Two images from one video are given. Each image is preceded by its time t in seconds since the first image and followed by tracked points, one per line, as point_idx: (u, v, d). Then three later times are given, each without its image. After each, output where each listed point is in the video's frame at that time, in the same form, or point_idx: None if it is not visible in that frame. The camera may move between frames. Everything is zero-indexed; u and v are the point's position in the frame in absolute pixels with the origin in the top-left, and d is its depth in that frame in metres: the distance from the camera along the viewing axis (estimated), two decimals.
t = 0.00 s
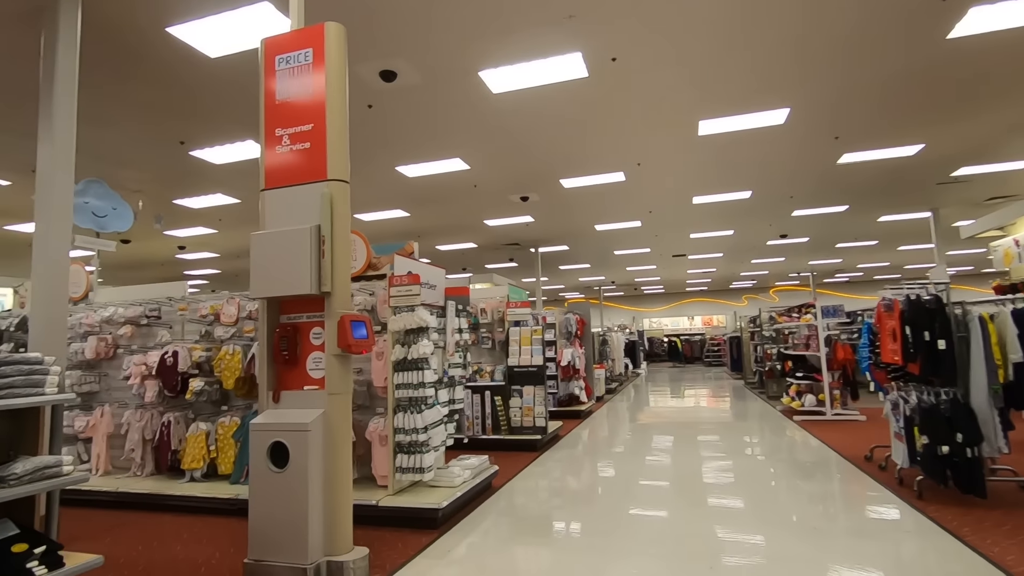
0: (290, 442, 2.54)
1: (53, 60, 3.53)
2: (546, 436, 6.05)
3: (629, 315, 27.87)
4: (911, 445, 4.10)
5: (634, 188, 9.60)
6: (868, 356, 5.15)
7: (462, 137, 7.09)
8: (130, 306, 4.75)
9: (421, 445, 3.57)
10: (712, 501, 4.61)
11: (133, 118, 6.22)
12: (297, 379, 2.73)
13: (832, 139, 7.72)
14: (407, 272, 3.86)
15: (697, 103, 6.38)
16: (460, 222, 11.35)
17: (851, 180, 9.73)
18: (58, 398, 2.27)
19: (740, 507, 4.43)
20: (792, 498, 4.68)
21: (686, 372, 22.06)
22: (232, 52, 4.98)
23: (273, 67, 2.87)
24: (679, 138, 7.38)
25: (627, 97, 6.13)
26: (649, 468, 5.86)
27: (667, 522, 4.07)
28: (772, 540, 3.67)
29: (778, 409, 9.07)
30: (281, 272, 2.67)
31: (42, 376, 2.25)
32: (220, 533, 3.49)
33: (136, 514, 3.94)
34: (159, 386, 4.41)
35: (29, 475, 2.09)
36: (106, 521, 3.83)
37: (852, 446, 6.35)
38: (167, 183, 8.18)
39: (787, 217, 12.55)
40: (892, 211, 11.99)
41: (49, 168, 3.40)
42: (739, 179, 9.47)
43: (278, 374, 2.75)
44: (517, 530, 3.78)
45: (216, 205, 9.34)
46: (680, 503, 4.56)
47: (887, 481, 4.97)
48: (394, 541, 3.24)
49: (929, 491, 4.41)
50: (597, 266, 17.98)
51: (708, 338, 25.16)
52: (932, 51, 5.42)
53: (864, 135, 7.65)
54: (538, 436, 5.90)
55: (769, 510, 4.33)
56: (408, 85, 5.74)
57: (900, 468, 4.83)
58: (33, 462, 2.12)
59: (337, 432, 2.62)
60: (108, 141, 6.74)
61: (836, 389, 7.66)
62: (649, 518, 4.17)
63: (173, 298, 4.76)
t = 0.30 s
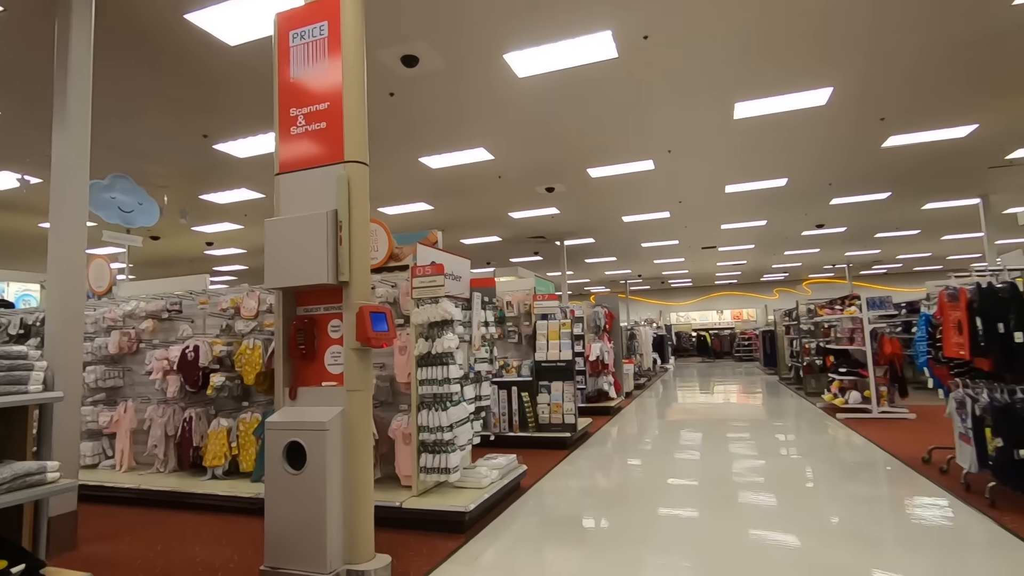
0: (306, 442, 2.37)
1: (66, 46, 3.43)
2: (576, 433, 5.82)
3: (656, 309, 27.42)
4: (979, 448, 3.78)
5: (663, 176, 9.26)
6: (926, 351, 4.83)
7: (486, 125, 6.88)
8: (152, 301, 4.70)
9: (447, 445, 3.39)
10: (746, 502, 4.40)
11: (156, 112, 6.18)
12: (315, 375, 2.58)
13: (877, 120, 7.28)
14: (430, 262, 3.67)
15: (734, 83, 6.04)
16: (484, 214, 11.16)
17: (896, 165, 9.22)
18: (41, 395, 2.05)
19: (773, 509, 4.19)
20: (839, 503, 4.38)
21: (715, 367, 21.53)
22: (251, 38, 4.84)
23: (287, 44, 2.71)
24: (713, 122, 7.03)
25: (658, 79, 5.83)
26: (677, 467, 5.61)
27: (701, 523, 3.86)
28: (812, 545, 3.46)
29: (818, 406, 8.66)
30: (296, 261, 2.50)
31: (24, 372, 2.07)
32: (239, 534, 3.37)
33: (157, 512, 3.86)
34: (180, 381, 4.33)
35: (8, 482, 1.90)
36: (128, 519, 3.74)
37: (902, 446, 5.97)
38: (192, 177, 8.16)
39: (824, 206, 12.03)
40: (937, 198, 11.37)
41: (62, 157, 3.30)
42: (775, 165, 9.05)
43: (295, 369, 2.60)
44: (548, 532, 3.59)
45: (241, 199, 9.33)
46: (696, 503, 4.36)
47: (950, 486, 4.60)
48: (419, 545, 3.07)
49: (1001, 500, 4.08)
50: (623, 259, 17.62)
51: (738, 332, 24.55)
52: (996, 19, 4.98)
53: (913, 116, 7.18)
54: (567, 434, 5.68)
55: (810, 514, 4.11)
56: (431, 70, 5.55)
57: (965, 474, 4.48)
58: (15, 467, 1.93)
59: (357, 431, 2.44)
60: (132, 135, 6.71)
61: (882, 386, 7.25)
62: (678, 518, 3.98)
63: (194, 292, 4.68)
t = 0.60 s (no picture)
0: (332, 452, 2.23)
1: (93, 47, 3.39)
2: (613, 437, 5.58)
3: (689, 307, 26.84)
4: None
5: (700, 169, 8.91)
6: (1000, 352, 4.50)
7: (516, 119, 6.69)
8: (183, 303, 4.69)
9: (481, 451, 3.24)
10: (788, 508, 4.23)
11: (188, 114, 6.20)
12: (341, 381, 2.43)
13: (934, 103, 6.81)
14: (460, 260, 3.50)
15: (779, 67, 5.71)
16: (514, 212, 10.98)
17: (952, 151, 8.65)
18: (39, 411, 1.98)
19: (817, 510, 4.14)
20: (898, 514, 4.06)
21: (753, 366, 20.88)
22: (278, 36, 4.78)
23: (310, 32, 2.58)
24: (755, 110, 6.69)
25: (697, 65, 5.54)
26: (714, 468, 5.45)
27: (742, 532, 3.69)
28: (863, 557, 3.26)
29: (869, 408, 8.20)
30: (320, 259, 2.36)
31: (19, 385, 2.00)
32: (266, 542, 3.28)
33: (188, 516, 3.80)
34: (211, 383, 4.29)
35: None
36: (159, 523, 3.70)
37: (968, 452, 5.54)
38: (226, 180, 8.23)
39: (871, 197, 11.44)
40: (996, 186, 10.68)
41: (90, 158, 3.27)
42: (820, 155, 8.61)
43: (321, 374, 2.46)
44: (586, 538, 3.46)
45: (272, 201, 9.37)
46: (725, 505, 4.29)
47: None
48: (451, 558, 2.91)
49: None
50: (656, 255, 17.22)
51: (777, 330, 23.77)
52: None
53: (974, 98, 6.69)
54: (604, 437, 5.45)
55: (854, 518, 3.99)
56: (460, 63, 5.39)
57: None
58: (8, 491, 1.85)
59: (386, 444, 2.29)
60: (166, 139, 6.77)
61: (942, 387, 6.80)
62: (714, 522, 3.88)
63: (224, 294, 4.65)
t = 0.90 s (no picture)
0: (358, 451, 2.10)
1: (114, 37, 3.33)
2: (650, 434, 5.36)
3: (721, 301, 26.25)
4: None
5: (736, 155, 8.57)
6: None
7: (545, 107, 6.49)
8: (211, 297, 4.65)
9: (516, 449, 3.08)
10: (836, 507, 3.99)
11: (216, 110, 6.19)
12: (368, 376, 2.31)
13: (993, 78, 6.36)
14: (491, 249, 3.35)
15: (824, 42, 5.37)
16: (542, 204, 10.78)
17: (1009, 131, 8.11)
18: (37, 407, 1.97)
19: (857, 509, 3.95)
20: (959, 516, 3.76)
21: (789, 360, 20.26)
22: (302, 24, 4.68)
23: (331, 8, 2.45)
24: (797, 89, 6.35)
25: (737, 42, 5.25)
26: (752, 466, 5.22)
27: (787, 534, 3.47)
28: (922, 563, 3.00)
29: (919, 405, 7.77)
30: (346, 247, 2.22)
31: (15, 380, 1.97)
32: (293, 541, 3.19)
33: (217, 513, 3.75)
34: (239, 378, 4.23)
35: None
36: (189, 520, 3.65)
37: None
38: (255, 176, 8.25)
39: (918, 183, 10.87)
40: None
41: (114, 150, 3.22)
42: (864, 138, 8.18)
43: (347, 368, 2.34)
44: (624, 539, 3.29)
45: (300, 197, 9.39)
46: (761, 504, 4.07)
47: None
48: (485, 562, 2.76)
49: None
50: (687, 248, 16.80)
51: (813, 323, 23.03)
52: None
53: None
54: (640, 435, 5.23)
55: (902, 517, 3.78)
56: (486, 48, 5.22)
57: None
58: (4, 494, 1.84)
59: (415, 444, 2.14)
60: (195, 135, 6.80)
61: (1004, 382, 6.37)
62: (751, 522, 3.69)
63: (250, 288, 4.60)
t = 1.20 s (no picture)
0: (377, 465, 1.92)
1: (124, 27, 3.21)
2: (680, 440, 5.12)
3: (743, 299, 25.72)
4: None
5: (765, 148, 8.25)
6: None
7: (567, 99, 6.28)
8: (227, 297, 4.54)
9: (545, 460, 2.90)
10: (880, 518, 3.74)
11: (232, 108, 6.10)
12: (388, 382, 2.13)
13: None
14: (517, 246, 3.15)
15: (865, 26, 5.07)
16: (562, 201, 10.56)
17: None
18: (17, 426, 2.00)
19: (882, 517, 3.75)
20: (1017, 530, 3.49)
21: (815, 361, 19.73)
22: (318, 15, 4.54)
23: None
24: (833, 77, 6.05)
25: (772, 27, 4.98)
26: (784, 471, 4.98)
27: (828, 547, 3.25)
28: None
29: (962, 409, 7.39)
30: (364, 242, 2.04)
31: None
32: (308, 553, 3.04)
33: (232, 522, 3.61)
34: (255, 381, 4.10)
35: None
36: (203, 528, 3.52)
37: None
38: (273, 174, 8.18)
39: (956, 176, 10.41)
40: None
41: (124, 144, 3.10)
42: (902, 128, 7.81)
43: (366, 374, 2.16)
44: (668, 555, 3.10)
45: (318, 195, 9.30)
46: (787, 510, 3.88)
47: None
48: None
49: None
50: (709, 245, 16.43)
51: (840, 322, 22.42)
52: None
53: None
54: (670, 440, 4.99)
55: (935, 524, 3.62)
56: (508, 38, 5.03)
57: None
58: None
59: (439, 460, 1.95)
60: (213, 133, 6.72)
61: None
62: (774, 527, 3.56)
63: (267, 287, 4.47)
